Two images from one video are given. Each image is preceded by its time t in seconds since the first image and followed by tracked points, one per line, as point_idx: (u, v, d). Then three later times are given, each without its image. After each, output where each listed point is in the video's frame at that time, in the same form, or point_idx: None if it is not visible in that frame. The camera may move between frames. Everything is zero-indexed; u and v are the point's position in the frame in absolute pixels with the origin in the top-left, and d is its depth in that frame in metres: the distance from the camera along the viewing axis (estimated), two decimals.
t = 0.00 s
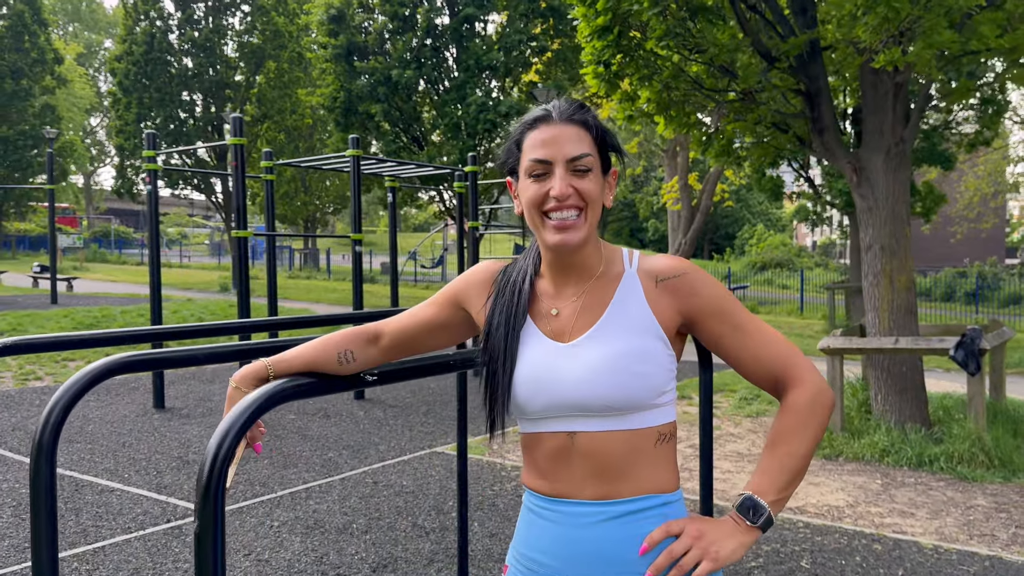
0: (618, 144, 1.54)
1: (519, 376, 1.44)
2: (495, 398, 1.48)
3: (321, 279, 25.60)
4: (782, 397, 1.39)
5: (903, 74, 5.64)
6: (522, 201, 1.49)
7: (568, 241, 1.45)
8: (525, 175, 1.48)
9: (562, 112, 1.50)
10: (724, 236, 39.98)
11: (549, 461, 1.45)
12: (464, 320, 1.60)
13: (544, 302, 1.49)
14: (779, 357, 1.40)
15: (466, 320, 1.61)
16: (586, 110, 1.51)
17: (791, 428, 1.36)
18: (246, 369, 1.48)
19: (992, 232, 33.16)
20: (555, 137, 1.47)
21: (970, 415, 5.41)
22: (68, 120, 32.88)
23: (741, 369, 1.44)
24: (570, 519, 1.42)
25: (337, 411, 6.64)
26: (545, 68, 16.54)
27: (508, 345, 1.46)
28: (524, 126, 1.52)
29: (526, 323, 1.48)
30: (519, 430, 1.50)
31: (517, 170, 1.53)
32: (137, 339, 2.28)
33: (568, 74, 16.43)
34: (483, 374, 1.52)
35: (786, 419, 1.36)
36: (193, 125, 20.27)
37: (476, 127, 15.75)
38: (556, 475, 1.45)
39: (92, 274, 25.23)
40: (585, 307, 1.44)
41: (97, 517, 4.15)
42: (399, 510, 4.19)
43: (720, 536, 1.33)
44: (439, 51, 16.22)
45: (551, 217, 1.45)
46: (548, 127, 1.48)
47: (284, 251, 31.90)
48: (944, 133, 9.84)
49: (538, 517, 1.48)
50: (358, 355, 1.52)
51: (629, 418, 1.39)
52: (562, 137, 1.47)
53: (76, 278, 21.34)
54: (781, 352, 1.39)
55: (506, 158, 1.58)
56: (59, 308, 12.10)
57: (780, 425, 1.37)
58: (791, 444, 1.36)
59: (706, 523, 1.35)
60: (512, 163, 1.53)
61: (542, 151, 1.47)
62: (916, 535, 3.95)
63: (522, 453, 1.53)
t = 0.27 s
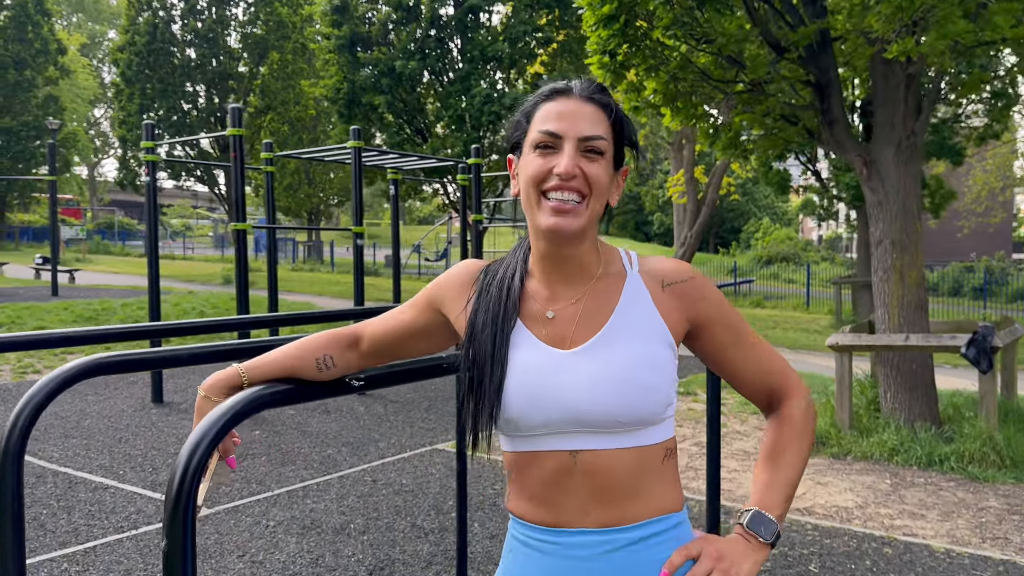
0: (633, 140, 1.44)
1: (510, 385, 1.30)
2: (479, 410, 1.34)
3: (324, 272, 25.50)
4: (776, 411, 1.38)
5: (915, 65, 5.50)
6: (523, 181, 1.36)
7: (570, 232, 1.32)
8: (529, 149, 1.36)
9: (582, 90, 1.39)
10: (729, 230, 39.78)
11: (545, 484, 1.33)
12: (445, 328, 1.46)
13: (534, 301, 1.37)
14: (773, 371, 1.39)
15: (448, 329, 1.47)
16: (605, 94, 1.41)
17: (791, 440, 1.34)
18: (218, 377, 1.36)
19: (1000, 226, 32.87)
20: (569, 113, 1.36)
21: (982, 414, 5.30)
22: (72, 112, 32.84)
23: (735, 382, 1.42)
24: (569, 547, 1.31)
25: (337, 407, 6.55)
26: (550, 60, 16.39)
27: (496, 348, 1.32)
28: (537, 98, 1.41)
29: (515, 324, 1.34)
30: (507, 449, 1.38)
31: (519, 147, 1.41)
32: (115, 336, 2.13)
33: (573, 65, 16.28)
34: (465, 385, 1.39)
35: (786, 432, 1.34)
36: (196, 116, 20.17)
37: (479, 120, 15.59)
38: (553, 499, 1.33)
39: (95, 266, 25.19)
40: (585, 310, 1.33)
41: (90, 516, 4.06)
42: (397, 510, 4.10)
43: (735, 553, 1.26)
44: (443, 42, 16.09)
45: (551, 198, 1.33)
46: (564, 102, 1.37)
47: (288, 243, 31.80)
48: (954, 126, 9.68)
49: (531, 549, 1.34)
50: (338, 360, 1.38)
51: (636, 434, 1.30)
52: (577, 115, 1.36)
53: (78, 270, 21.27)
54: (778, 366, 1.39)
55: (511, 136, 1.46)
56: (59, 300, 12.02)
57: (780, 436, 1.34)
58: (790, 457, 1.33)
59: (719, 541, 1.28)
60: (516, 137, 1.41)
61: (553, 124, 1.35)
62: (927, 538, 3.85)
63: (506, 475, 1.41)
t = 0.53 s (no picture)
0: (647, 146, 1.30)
1: (500, 389, 1.16)
2: (461, 419, 1.21)
3: (322, 262, 25.42)
4: (761, 425, 1.29)
5: (921, 56, 5.44)
6: (524, 175, 1.22)
7: (568, 235, 1.19)
8: (534, 142, 1.22)
9: (600, 84, 1.25)
10: (729, 221, 39.70)
11: (532, 500, 1.20)
12: (429, 328, 1.38)
13: (524, 303, 1.23)
14: (762, 382, 1.30)
15: (432, 328, 1.40)
16: (624, 94, 1.26)
17: (778, 455, 1.25)
18: (198, 382, 1.27)
19: (1000, 218, 32.79)
20: (582, 108, 1.22)
21: (986, 408, 5.24)
22: (70, 101, 32.66)
23: (719, 396, 1.33)
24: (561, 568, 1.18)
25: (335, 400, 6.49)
26: (550, 50, 16.28)
27: (485, 348, 1.19)
28: (550, 87, 1.26)
29: (503, 324, 1.21)
30: (486, 461, 1.24)
31: (524, 137, 1.26)
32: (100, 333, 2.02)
33: (573, 55, 16.17)
34: (446, 389, 1.26)
35: (775, 445, 1.25)
36: (194, 105, 20.05)
37: (479, 110, 15.48)
38: (542, 516, 1.20)
39: (93, 256, 25.08)
40: (579, 319, 1.20)
41: (84, 512, 4.00)
42: (395, 506, 4.05)
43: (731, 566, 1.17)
44: (442, 31, 15.97)
45: (552, 198, 1.19)
46: (579, 95, 1.23)
47: (287, 234, 31.71)
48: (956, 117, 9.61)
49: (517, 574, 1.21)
50: (325, 361, 1.30)
51: (633, 446, 1.19)
52: (591, 111, 1.22)
53: (75, 260, 21.19)
54: (766, 378, 1.31)
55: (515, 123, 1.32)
56: (56, 291, 11.95)
57: (767, 449, 1.25)
58: (778, 471, 1.24)
59: (714, 556, 1.18)
60: (522, 126, 1.27)
61: (565, 119, 1.21)
62: (932, 536, 3.80)
63: (486, 492, 1.26)
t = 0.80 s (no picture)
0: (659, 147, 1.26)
1: (504, 396, 1.12)
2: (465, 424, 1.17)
3: (312, 254, 25.31)
4: (772, 422, 1.24)
5: (917, 48, 5.43)
6: (530, 172, 1.18)
7: (576, 234, 1.14)
8: (543, 138, 1.18)
9: (612, 82, 1.22)
10: (719, 212, 39.75)
11: (537, 509, 1.15)
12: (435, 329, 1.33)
13: (529, 306, 1.19)
14: (773, 382, 1.25)
15: (437, 329, 1.35)
16: (637, 92, 1.23)
17: (787, 453, 1.19)
18: (201, 387, 1.23)
19: (988, 209, 32.96)
20: (593, 105, 1.18)
21: (980, 401, 5.26)
22: (56, 90, 32.33)
23: (730, 396, 1.28)
24: None
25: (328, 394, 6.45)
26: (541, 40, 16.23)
27: (488, 353, 1.15)
28: (560, 84, 1.23)
29: (508, 329, 1.17)
30: (491, 468, 1.20)
31: (532, 134, 1.23)
32: (94, 334, 1.96)
33: (564, 46, 16.10)
34: (451, 391, 1.21)
35: (783, 443, 1.20)
36: (182, 95, 19.86)
37: (470, 101, 15.40)
38: (549, 525, 1.15)
39: (81, 247, 24.87)
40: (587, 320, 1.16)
41: (76, 509, 3.96)
42: (391, 502, 4.03)
43: (736, 566, 1.10)
44: (433, 21, 15.87)
45: (559, 195, 1.14)
46: (590, 92, 1.20)
47: (277, 225, 31.54)
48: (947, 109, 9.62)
49: None
50: (330, 364, 1.27)
51: (640, 454, 1.14)
52: (603, 109, 1.19)
53: (63, 251, 21.01)
54: (777, 376, 1.25)
55: (524, 122, 1.29)
56: (44, 283, 11.83)
57: (775, 448, 1.20)
58: (788, 469, 1.19)
59: (722, 558, 1.12)
60: (531, 122, 1.23)
61: (574, 115, 1.17)
62: (928, 529, 3.81)
63: (492, 499, 1.22)
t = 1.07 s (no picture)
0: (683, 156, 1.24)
1: (519, 399, 1.12)
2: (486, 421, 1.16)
3: (292, 245, 25.11)
4: (799, 426, 1.22)
5: (902, 42, 5.46)
6: (553, 181, 1.16)
7: (599, 243, 1.12)
8: (567, 146, 1.16)
9: (637, 90, 1.19)
10: (698, 203, 39.83)
11: (551, 506, 1.14)
12: (458, 327, 1.31)
13: (549, 309, 1.18)
14: (800, 386, 1.23)
15: (459, 327, 1.32)
16: (663, 101, 1.20)
17: (813, 457, 1.19)
18: (216, 385, 1.21)
19: (963, 200, 33.34)
20: (617, 114, 1.16)
21: (962, 390, 5.32)
22: (28, 78, 31.74)
23: (756, 398, 1.25)
24: None
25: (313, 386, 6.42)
26: (522, 30, 16.19)
27: (509, 357, 1.15)
28: (584, 91, 1.21)
29: (527, 330, 1.16)
30: (509, 463, 1.19)
31: (556, 141, 1.21)
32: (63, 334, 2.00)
33: (546, 36, 16.06)
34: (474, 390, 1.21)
35: (810, 447, 1.19)
36: (159, 84, 19.56)
37: (452, 91, 15.31)
38: (562, 522, 1.14)
39: (56, 238, 24.54)
40: (607, 325, 1.14)
41: (62, 506, 3.91)
42: (382, 495, 4.02)
43: (753, 567, 1.10)
44: (414, 11, 15.75)
45: (582, 204, 1.12)
46: (613, 100, 1.18)
47: (255, 216, 31.25)
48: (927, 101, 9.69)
49: None
50: (347, 362, 1.25)
51: (652, 458, 1.12)
52: (627, 117, 1.17)
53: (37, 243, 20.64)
54: (804, 380, 1.23)
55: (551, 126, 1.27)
56: (20, 276, 11.64)
57: (801, 453, 1.19)
58: (813, 472, 1.18)
59: (736, 559, 1.12)
60: (555, 128, 1.21)
61: (598, 125, 1.15)
62: (915, 518, 3.86)
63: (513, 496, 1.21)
